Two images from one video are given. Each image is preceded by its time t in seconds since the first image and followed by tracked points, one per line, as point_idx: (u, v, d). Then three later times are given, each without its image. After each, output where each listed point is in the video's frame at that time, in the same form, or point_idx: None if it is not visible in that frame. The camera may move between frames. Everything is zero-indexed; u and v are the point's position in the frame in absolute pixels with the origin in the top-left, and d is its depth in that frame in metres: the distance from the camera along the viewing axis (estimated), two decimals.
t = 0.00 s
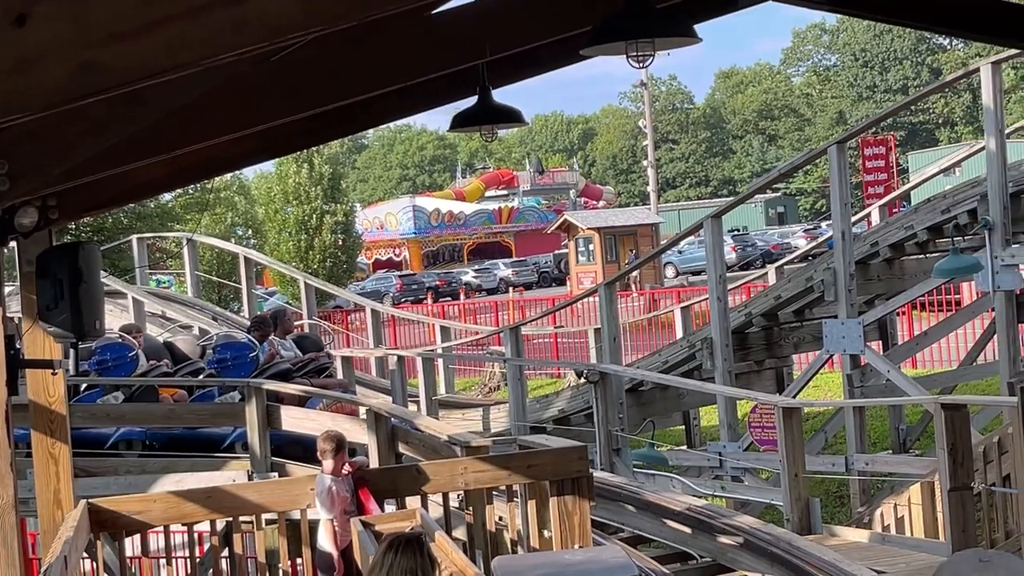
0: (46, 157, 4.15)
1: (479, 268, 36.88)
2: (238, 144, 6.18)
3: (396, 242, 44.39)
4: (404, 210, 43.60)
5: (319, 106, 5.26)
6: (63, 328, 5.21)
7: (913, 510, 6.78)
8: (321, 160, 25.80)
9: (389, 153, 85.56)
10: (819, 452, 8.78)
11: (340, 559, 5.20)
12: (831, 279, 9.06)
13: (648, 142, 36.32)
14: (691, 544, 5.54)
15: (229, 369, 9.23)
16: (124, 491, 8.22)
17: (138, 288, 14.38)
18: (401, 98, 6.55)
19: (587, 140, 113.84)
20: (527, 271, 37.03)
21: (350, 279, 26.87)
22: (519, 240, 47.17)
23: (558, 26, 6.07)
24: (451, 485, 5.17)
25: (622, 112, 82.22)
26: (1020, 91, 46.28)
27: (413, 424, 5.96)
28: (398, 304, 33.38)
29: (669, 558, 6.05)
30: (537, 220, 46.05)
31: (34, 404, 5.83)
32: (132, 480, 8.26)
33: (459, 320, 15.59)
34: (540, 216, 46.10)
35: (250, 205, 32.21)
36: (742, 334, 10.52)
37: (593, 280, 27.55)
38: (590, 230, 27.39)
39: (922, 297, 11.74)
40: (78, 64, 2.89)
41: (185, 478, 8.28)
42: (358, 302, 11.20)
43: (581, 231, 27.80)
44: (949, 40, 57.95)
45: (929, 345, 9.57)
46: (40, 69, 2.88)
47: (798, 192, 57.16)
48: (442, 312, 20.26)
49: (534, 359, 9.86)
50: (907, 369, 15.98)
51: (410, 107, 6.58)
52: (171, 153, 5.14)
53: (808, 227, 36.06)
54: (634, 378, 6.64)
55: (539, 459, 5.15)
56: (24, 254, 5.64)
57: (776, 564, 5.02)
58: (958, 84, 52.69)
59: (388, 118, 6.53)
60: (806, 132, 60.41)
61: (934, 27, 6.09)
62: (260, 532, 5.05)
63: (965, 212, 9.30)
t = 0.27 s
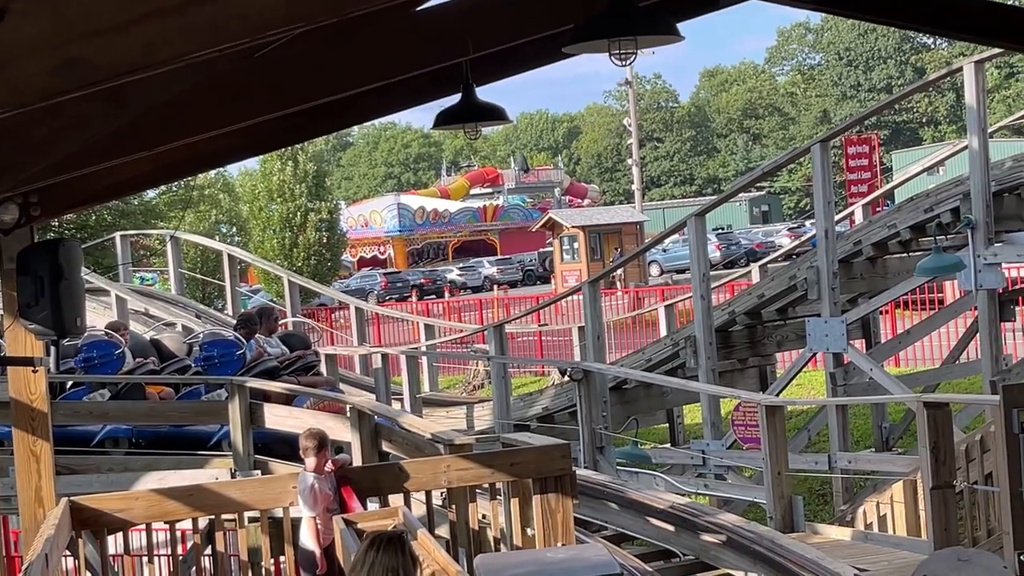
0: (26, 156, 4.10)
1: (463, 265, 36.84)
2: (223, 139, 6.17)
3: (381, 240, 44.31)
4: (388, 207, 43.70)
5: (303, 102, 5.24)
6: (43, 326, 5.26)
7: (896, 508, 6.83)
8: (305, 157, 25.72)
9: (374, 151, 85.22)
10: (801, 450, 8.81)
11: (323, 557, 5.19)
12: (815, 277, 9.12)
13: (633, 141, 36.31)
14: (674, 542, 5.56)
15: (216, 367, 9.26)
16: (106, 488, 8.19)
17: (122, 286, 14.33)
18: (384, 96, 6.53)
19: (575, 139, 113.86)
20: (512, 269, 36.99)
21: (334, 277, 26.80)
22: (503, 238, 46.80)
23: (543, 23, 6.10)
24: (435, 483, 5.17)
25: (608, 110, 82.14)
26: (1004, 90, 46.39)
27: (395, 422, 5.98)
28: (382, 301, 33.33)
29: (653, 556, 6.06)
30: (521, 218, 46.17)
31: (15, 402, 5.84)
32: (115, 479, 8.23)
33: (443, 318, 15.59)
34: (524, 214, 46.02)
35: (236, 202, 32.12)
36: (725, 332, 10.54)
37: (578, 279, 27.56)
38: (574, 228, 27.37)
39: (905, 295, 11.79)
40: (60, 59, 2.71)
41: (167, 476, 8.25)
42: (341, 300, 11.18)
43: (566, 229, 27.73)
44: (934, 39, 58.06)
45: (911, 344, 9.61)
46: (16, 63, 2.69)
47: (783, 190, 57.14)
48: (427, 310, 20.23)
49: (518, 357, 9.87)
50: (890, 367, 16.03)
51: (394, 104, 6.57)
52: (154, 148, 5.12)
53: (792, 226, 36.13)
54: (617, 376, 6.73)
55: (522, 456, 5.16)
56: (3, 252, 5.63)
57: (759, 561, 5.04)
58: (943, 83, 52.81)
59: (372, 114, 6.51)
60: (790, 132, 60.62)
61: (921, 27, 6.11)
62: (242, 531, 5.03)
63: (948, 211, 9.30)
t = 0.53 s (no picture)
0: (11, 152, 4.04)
1: (452, 263, 36.81)
2: (211, 137, 6.13)
3: (370, 237, 44.28)
4: (378, 204, 43.68)
5: (292, 99, 5.23)
6: (32, 323, 5.25)
7: (883, 506, 6.77)
8: (294, 155, 25.69)
9: (362, 147, 84.97)
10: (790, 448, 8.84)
11: (312, 554, 5.15)
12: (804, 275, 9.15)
13: (623, 138, 36.34)
14: (663, 539, 5.58)
15: (212, 364, 9.36)
16: (94, 486, 8.18)
17: (110, 283, 14.31)
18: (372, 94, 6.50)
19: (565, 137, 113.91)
20: (501, 266, 36.99)
21: (323, 275, 26.77)
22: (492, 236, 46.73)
23: (532, 20, 6.09)
24: (423, 480, 5.17)
25: (598, 107, 82.12)
26: (992, 88, 46.52)
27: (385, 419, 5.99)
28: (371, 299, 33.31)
29: (641, 553, 6.08)
30: (511, 215, 46.16)
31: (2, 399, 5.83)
32: (103, 476, 8.21)
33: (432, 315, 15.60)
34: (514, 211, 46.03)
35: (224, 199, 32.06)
36: (714, 330, 10.54)
37: (567, 276, 27.58)
38: (563, 226, 27.38)
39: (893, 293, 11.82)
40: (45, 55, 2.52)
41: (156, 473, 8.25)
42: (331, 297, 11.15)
43: (555, 227, 27.76)
44: (924, 38, 58.20)
45: (899, 341, 9.62)
46: None
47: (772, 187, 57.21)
48: (416, 308, 20.24)
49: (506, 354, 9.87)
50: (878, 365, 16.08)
51: (383, 100, 6.55)
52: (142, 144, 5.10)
53: (781, 224, 36.21)
54: (605, 374, 6.74)
55: (510, 454, 5.16)
56: None
57: (748, 559, 5.06)
58: (931, 81, 52.93)
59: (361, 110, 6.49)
60: (780, 130, 60.73)
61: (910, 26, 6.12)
62: (230, 528, 5.03)
63: (937, 210, 9.33)
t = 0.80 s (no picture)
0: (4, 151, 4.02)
1: (444, 260, 36.77)
2: (201, 135, 6.12)
3: (362, 234, 44.24)
4: (369, 201, 43.66)
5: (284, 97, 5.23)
6: (23, 320, 5.30)
7: (874, 502, 6.78)
8: (286, 152, 25.66)
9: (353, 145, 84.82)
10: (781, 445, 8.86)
11: (304, 550, 5.13)
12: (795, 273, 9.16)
13: (615, 136, 36.34)
14: (655, 536, 5.58)
15: (213, 362, 9.28)
16: (85, 483, 8.18)
17: (101, 280, 14.28)
18: (364, 92, 6.49)
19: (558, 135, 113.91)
20: (494, 264, 36.96)
21: (315, 272, 26.72)
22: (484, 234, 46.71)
23: (523, 18, 6.10)
24: (415, 478, 5.18)
25: (589, 105, 82.10)
26: (983, 86, 46.60)
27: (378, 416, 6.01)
28: (363, 296, 33.28)
29: (633, 550, 6.09)
30: (503, 212, 46.12)
31: None
32: (94, 473, 8.20)
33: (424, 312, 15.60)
34: (506, 208, 45.98)
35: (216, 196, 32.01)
36: (706, 327, 10.55)
37: (559, 273, 27.57)
38: (555, 224, 27.38)
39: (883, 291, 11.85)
40: (35, 51, 2.65)
41: (147, 471, 8.24)
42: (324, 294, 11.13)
43: (547, 224, 27.75)
44: (915, 36, 58.30)
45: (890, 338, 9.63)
46: None
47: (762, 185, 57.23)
48: (409, 305, 20.24)
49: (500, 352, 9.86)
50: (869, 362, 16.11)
51: (375, 97, 6.54)
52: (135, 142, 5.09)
53: (773, 222, 36.25)
54: (598, 371, 6.75)
55: (502, 451, 5.15)
56: None
57: (740, 556, 5.07)
58: (922, 79, 53.01)
59: (353, 108, 6.49)
60: (771, 128, 60.79)
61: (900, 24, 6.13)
62: (222, 525, 5.02)
63: (927, 207, 9.33)
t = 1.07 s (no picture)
0: None
1: (437, 258, 36.73)
2: (194, 132, 6.11)
3: (355, 232, 44.21)
4: (362, 199, 43.64)
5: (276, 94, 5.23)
6: (14, 316, 5.52)
7: (867, 500, 6.79)
8: (279, 149, 25.62)
9: (346, 143, 84.74)
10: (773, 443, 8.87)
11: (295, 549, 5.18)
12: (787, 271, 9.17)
13: (607, 134, 36.35)
14: (647, 534, 5.59)
15: (218, 360, 9.38)
16: (77, 481, 8.17)
17: (94, 278, 14.25)
18: (357, 90, 6.48)
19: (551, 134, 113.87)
20: (486, 261, 36.92)
21: (308, 269, 26.70)
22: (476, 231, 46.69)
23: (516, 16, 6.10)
24: (408, 475, 5.17)
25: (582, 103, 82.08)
26: (976, 84, 46.66)
27: (371, 415, 6.01)
28: (355, 294, 33.24)
29: (625, 547, 6.09)
30: (496, 210, 46.09)
31: None
32: (86, 472, 8.19)
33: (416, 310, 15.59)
34: (499, 206, 45.95)
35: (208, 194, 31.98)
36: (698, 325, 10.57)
37: (552, 271, 27.54)
38: (548, 221, 27.36)
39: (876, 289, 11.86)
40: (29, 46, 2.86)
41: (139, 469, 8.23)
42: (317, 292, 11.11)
43: (540, 222, 27.74)
44: (908, 34, 58.38)
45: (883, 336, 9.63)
46: None
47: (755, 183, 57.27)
48: (401, 303, 20.24)
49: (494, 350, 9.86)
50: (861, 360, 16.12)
51: (367, 95, 6.54)
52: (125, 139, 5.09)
53: (765, 219, 36.28)
54: (590, 368, 6.75)
55: (495, 449, 5.16)
56: None
57: (732, 553, 5.08)
58: (914, 77, 53.07)
59: (345, 106, 6.49)
60: (764, 126, 60.84)
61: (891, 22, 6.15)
62: (214, 524, 5.01)
63: (919, 205, 9.35)
